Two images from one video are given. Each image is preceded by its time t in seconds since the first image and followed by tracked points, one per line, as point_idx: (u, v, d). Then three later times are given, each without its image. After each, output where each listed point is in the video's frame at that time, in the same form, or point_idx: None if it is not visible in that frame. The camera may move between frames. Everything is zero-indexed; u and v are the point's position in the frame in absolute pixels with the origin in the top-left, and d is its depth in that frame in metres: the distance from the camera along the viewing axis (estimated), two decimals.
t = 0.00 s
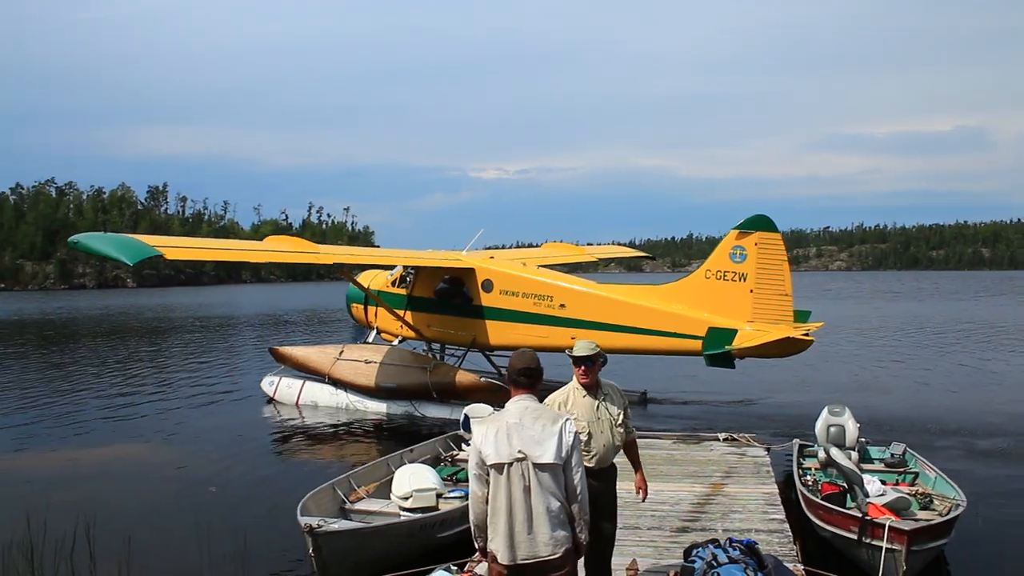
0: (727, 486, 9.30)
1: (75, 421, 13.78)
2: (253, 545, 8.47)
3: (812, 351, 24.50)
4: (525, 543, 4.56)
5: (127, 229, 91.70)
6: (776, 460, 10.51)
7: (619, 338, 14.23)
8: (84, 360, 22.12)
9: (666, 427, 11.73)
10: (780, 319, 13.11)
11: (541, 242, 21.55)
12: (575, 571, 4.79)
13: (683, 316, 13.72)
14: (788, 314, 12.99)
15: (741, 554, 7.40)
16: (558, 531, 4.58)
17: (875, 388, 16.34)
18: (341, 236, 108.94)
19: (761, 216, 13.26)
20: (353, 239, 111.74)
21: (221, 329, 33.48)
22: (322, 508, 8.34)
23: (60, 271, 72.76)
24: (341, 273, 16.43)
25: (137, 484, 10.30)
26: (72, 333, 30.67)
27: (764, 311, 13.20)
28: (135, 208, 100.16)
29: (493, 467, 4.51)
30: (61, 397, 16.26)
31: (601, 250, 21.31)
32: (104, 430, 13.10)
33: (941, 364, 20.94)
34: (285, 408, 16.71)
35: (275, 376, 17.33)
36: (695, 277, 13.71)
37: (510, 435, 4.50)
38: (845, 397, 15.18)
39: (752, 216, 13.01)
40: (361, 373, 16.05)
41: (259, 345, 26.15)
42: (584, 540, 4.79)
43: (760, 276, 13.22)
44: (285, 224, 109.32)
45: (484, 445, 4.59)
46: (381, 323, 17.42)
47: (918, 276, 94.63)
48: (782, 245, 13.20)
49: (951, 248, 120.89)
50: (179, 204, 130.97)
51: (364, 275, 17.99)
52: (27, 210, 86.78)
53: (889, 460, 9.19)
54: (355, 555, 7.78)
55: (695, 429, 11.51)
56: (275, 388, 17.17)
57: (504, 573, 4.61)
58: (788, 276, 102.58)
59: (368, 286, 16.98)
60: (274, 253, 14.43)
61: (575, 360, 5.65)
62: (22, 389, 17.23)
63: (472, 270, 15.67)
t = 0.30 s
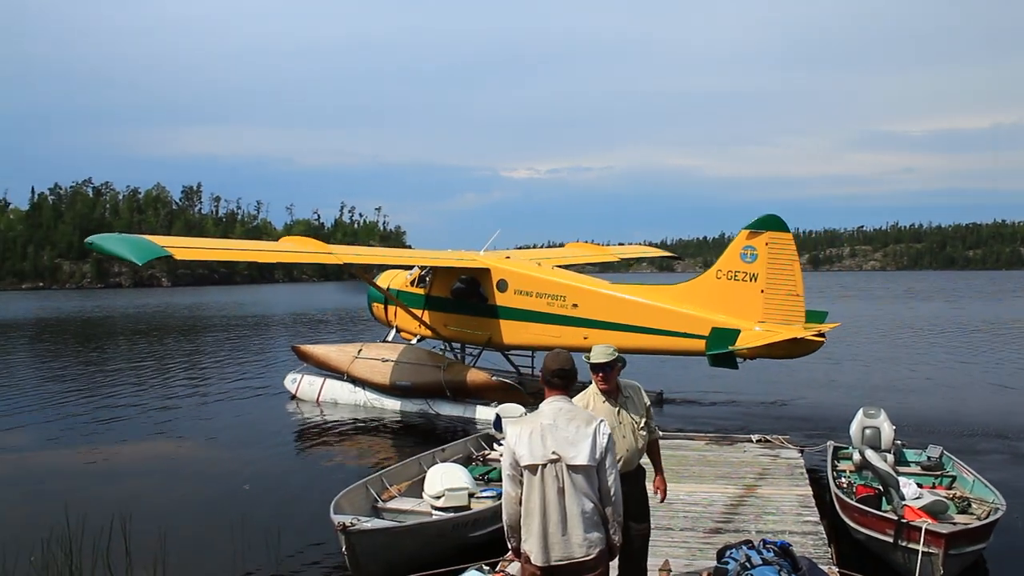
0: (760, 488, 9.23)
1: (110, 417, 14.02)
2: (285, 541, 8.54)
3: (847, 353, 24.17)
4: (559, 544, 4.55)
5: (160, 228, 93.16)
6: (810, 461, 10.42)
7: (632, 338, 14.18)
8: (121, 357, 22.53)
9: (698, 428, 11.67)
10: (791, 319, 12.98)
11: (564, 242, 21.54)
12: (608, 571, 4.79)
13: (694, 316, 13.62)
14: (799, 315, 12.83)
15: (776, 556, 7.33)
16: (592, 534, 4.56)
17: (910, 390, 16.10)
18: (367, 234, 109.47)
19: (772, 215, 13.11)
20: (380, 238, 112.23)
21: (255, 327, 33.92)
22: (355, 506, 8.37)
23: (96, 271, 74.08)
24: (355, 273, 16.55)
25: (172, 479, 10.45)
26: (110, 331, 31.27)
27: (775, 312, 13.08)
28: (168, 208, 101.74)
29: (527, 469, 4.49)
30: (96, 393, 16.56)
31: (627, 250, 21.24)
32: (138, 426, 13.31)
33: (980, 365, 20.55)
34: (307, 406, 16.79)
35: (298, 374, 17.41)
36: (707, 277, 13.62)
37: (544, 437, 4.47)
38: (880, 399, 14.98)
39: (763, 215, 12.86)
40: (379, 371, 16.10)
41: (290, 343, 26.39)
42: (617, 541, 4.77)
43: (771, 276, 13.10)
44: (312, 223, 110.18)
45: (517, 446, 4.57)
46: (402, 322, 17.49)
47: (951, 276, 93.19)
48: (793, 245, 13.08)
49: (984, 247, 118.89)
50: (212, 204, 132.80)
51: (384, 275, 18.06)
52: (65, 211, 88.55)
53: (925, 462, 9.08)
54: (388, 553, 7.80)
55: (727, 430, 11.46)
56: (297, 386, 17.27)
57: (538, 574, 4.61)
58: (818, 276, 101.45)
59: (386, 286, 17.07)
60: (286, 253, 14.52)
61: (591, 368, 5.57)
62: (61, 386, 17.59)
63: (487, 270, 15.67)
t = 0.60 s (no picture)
0: (778, 489, 9.20)
1: (130, 415, 14.15)
2: (303, 539, 8.59)
3: (866, 354, 23.99)
4: (577, 545, 4.55)
5: (179, 227, 93.97)
6: (828, 463, 10.37)
7: (630, 338, 14.16)
8: (140, 355, 22.75)
9: (715, 429, 11.64)
10: (785, 320, 12.83)
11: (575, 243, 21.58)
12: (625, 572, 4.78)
13: (690, 316, 13.56)
14: (794, 316, 12.73)
15: (794, 557, 7.28)
16: (609, 534, 4.55)
17: (929, 392, 15.95)
18: (383, 232, 109.74)
19: (769, 216, 13.07)
20: (396, 236, 112.51)
21: (273, 326, 34.14)
22: (373, 505, 8.40)
23: (117, 270, 74.80)
24: (357, 272, 16.65)
25: (191, 477, 10.53)
26: (131, 330, 31.56)
27: (772, 313, 12.96)
28: (188, 207, 102.64)
29: (545, 469, 4.49)
30: (115, 391, 16.73)
31: (639, 250, 21.22)
32: (157, 423, 13.42)
33: (1002, 367, 20.32)
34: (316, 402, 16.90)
35: (306, 370, 17.57)
36: (703, 278, 13.58)
37: (562, 437, 4.47)
38: (899, 400, 14.86)
39: (758, 215, 12.82)
40: (381, 369, 16.15)
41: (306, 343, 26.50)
42: (635, 543, 4.76)
43: (766, 276, 13.02)
44: (328, 222, 110.64)
45: (536, 446, 4.58)
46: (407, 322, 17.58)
47: (970, 276, 92.37)
48: (789, 245, 13.00)
49: (1004, 245, 117.65)
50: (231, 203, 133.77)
51: (390, 275, 18.18)
52: (87, 210, 89.55)
53: (945, 465, 9.02)
54: (405, 552, 7.81)
55: (744, 431, 11.42)
56: (307, 382, 17.37)
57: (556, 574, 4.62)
58: (836, 276, 100.73)
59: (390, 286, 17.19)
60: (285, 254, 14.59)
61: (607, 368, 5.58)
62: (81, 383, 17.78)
63: (488, 270, 15.72)
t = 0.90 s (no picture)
0: (790, 488, 9.19)
1: (141, 415, 14.23)
2: (316, 539, 8.60)
3: (876, 353, 23.90)
4: (588, 546, 4.55)
5: (191, 228, 94.35)
6: (840, 462, 10.35)
7: (620, 337, 14.30)
8: (151, 356, 22.87)
9: (726, 428, 11.63)
10: (771, 319, 12.81)
11: (577, 242, 21.62)
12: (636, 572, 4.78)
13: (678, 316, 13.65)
14: (779, 316, 12.73)
15: (806, 557, 7.25)
16: (620, 535, 4.55)
17: (940, 391, 15.88)
18: (391, 232, 109.85)
19: (755, 215, 13.03)
20: (404, 236, 112.57)
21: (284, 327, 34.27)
22: (385, 505, 8.42)
23: (130, 271, 75.20)
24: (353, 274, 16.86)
25: (202, 478, 10.57)
26: (143, 331, 31.75)
27: (759, 313, 12.96)
28: (200, 207, 103.13)
29: (556, 470, 4.49)
30: (126, 391, 16.83)
31: (642, 249, 21.24)
32: (168, 424, 13.48)
33: (1013, 365, 20.21)
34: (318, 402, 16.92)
35: (307, 370, 17.62)
36: (691, 278, 13.64)
37: (573, 438, 4.47)
38: (910, 399, 14.80)
39: (743, 215, 12.78)
40: (380, 369, 16.21)
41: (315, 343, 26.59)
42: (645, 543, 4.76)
43: (753, 276, 13.02)
44: (337, 221, 110.88)
45: (546, 446, 4.57)
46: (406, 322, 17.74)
47: (979, 274, 91.99)
48: (775, 245, 12.96)
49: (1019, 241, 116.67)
50: (241, 203, 134.23)
51: (390, 275, 18.36)
52: (99, 212, 90.06)
53: (958, 464, 8.99)
54: (416, 553, 7.81)
55: (755, 430, 11.41)
56: (308, 381, 17.42)
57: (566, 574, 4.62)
58: (848, 273, 100.24)
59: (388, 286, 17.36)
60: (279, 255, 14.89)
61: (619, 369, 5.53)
62: (94, 384, 17.90)
63: (482, 270, 15.91)
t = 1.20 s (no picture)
0: (808, 490, 9.13)
1: (154, 415, 14.30)
2: (331, 540, 8.60)
3: (891, 353, 23.76)
4: (605, 548, 4.51)
5: (205, 230, 94.87)
6: (859, 464, 10.28)
7: (616, 337, 14.46)
8: (166, 357, 22.99)
9: (742, 429, 11.57)
10: (764, 319, 12.99)
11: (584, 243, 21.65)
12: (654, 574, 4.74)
13: (673, 316, 13.77)
14: (772, 316, 12.90)
15: (825, 559, 7.18)
16: (638, 537, 4.51)
17: (957, 391, 15.76)
18: (405, 233, 110.10)
19: (748, 216, 13.20)
20: (417, 237, 112.72)
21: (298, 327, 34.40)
22: (402, 506, 8.41)
23: (146, 272, 75.75)
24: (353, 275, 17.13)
25: (218, 478, 10.60)
26: (159, 332, 31.95)
27: (751, 313, 13.13)
28: (215, 209, 103.70)
29: (572, 471, 4.46)
30: (141, 392, 16.92)
31: (651, 249, 21.20)
32: (183, 424, 13.54)
33: None
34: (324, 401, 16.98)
35: (312, 369, 17.61)
36: (685, 279, 13.79)
37: (589, 439, 4.44)
38: (927, 400, 14.69)
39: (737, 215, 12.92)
40: (381, 369, 16.19)
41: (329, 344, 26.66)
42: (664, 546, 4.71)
43: (746, 276, 13.17)
44: (349, 222, 111.16)
45: (563, 448, 4.55)
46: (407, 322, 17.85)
47: (993, 275, 91.40)
48: (768, 247, 13.12)
49: None
50: (255, 204, 134.91)
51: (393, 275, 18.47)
52: (114, 214, 90.76)
53: (979, 465, 8.91)
54: (432, 555, 7.79)
55: (772, 431, 11.35)
56: (314, 380, 17.44)
57: None
58: (862, 273, 99.70)
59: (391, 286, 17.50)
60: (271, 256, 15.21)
61: (634, 369, 5.50)
62: (109, 384, 18.00)
63: (481, 271, 16.10)
